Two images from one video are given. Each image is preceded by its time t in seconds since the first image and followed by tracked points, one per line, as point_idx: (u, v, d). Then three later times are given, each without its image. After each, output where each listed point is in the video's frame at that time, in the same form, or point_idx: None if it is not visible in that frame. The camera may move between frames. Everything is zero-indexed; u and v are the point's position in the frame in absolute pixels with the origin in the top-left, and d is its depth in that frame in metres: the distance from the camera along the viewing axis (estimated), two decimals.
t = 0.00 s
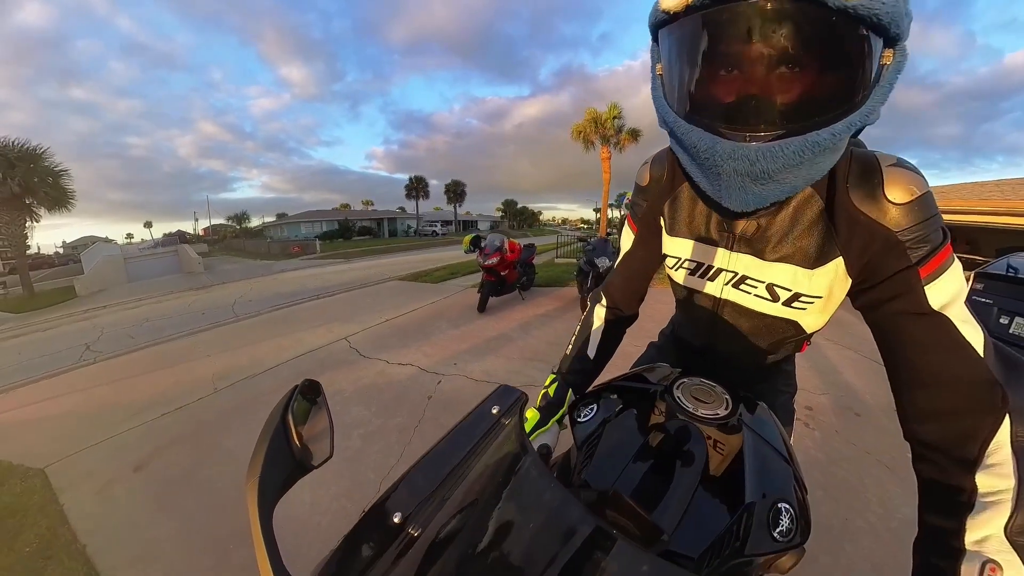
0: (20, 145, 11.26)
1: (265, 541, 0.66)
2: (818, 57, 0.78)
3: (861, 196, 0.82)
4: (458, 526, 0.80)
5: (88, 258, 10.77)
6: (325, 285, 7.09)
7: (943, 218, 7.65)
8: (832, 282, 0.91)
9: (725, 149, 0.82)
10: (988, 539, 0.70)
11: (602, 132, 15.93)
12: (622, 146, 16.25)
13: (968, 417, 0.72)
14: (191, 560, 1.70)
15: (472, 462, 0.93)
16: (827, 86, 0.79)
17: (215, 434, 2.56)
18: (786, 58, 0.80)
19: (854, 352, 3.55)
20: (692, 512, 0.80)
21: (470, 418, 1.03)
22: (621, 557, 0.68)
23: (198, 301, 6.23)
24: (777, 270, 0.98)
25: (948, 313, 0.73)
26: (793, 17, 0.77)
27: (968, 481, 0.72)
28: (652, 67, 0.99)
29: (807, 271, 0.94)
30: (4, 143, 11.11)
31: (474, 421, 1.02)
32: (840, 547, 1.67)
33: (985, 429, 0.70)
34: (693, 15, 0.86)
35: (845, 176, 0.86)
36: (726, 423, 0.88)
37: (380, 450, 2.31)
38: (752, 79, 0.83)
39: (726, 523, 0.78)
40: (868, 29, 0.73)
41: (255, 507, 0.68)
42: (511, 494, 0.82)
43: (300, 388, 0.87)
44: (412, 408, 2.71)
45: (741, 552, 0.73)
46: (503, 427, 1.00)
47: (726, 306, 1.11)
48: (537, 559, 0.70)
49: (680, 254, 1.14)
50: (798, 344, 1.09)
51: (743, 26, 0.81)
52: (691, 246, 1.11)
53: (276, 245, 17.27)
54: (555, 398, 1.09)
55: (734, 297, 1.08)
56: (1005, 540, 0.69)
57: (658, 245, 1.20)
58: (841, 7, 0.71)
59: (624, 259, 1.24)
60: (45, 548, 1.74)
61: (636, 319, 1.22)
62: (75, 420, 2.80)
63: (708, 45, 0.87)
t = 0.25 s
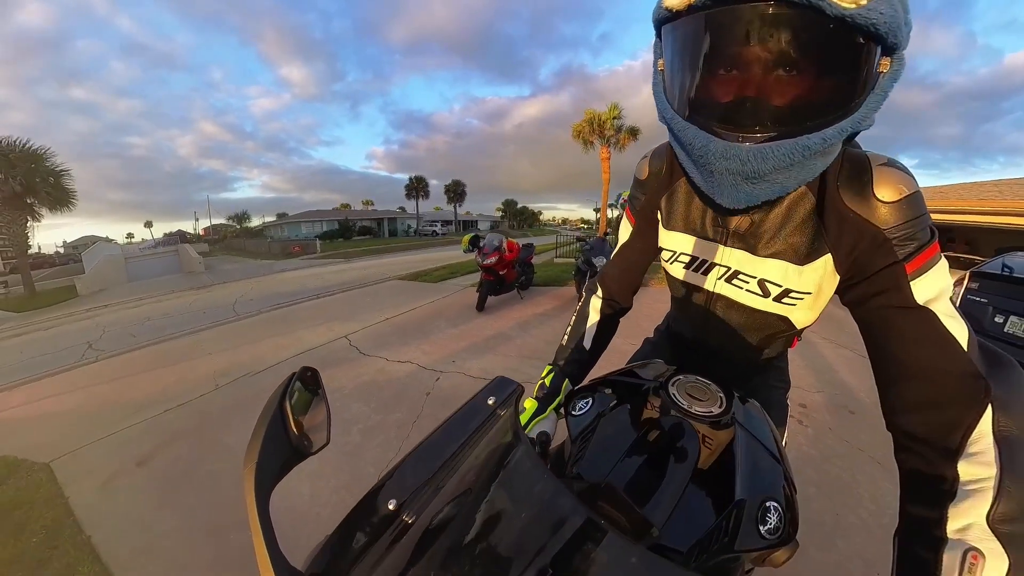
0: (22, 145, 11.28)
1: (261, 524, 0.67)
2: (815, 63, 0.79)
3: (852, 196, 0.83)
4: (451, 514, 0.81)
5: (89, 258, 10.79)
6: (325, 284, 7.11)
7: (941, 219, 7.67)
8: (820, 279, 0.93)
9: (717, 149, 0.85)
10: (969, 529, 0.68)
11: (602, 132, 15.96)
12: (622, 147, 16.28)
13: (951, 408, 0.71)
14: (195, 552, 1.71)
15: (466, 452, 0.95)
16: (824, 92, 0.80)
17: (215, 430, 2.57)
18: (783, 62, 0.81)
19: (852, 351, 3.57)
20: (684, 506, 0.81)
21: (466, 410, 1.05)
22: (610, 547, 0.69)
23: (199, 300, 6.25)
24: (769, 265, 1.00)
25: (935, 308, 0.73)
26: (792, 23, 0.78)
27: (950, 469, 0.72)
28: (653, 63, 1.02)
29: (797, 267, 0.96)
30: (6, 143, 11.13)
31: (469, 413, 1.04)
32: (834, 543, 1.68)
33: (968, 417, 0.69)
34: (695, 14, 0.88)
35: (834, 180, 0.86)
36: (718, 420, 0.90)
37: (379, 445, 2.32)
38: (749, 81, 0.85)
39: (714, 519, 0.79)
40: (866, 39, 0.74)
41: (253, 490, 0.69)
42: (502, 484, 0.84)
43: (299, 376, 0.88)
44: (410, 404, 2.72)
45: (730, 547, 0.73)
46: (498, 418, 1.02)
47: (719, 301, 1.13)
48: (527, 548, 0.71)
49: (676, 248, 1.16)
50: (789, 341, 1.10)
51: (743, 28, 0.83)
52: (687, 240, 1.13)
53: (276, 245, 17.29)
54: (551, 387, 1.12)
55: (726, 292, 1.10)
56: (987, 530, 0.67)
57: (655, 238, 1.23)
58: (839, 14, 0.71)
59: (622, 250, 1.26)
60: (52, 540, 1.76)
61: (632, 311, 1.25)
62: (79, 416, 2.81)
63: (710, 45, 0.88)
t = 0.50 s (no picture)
0: (23, 144, 11.29)
1: (255, 511, 0.68)
2: (806, 61, 0.80)
3: (841, 190, 0.86)
4: (443, 504, 0.83)
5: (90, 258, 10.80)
6: (325, 284, 7.13)
7: (939, 219, 7.67)
8: (816, 268, 0.96)
9: (714, 139, 0.88)
10: (929, 484, 0.72)
11: (601, 133, 15.96)
12: (621, 147, 16.27)
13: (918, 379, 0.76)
14: (195, 540, 1.73)
15: (459, 443, 0.96)
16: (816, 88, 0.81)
17: (215, 425, 2.58)
18: (776, 61, 0.82)
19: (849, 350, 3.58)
20: (674, 500, 0.83)
21: (460, 402, 1.06)
22: (596, 541, 0.69)
23: (198, 299, 6.26)
24: (767, 257, 1.03)
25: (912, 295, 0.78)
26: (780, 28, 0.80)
27: (914, 433, 0.76)
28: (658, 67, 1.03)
29: (793, 258, 0.99)
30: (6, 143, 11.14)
31: (463, 405, 1.05)
32: (827, 537, 1.70)
33: (932, 388, 0.75)
34: (696, 21, 0.89)
35: (827, 173, 0.89)
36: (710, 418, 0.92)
37: (375, 439, 2.33)
38: (745, 79, 0.86)
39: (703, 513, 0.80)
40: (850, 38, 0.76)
41: (246, 479, 0.70)
42: (492, 475, 0.84)
43: (292, 366, 0.89)
44: (407, 400, 2.73)
45: (717, 541, 0.74)
46: (493, 410, 1.03)
47: (717, 293, 1.15)
48: (515, 538, 0.73)
49: (677, 241, 1.18)
50: (783, 333, 1.13)
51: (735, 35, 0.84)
52: (688, 233, 1.16)
53: (276, 245, 17.30)
54: (545, 383, 1.13)
55: (724, 285, 1.12)
56: (945, 486, 0.70)
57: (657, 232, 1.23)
58: (820, 16, 0.74)
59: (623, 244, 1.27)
60: (56, 529, 1.78)
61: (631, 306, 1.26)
62: (81, 411, 2.83)
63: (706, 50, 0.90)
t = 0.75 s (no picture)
0: (22, 144, 11.29)
1: (251, 505, 0.69)
2: (797, 60, 0.81)
3: (834, 187, 0.88)
4: (438, 500, 0.83)
5: (89, 257, 10.80)
6: (323, 283, 7.13)
7: (939, 220, 7.65)
8: (809, 263, 0.96)
9: (706, 136, 0.88)
10: (907, 457, 0.77)
11: (601, 132, 15.93)
12: (620, 146, 16.24)
13: (901, 365, 0.80)
14: (189, 537, 1.74)
15: (455, 440, 0.96)
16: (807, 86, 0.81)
17: (211, 424, 2.59)
18: (766, 61, 0.83)
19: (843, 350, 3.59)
20: (669, 498, 0.83)
21: (456, 397, 1.07)
22: (589, 537, 0.70)
23: (196, 299, 6.25)
24: (761, 253, 1.03)
25: (900, 287, 0.81)
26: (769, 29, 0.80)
27: (894, 412, 0.80)
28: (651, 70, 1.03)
29: (787, 254, 0.99)
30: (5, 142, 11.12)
31: (459, 401, 1.06)
32: (816, 534, 1.72)
33: (913, 372, 0.79)
34: (690, 24, 0.89)
35: (820, 171, 0.91)
36: (704, 416, 0.92)
37: (369, 438, 2.34)
38: (737, 78, 0.87)
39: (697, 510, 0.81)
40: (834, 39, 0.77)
41: (243, 472, 0.71)
42: (486, 470, 0.85)
43: (286, 362, 0.90)
44: (402, 399, 2.74)
45: (710, 538, 0.75)
46: (488, 406, 1.04)
47: (713, 291, 1.15)
48: (509, 533, 0.73)
49: (674, 240, 1.19)
50: (778, 329, 1.12)
51: (725, 37, 0.85)
52: (683, 232, 1.16)
53: (275, 245, 17.29)
54: (543, 383, 1.14)
55: (719, 282, 1.13)
56: (921, 459, 0.76)
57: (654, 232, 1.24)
58: (807, 18, 0.75)
59: (619, 243, 1.27)
60: (53, 525, 1.79)
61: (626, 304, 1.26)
62: (78, 410, 2.84)
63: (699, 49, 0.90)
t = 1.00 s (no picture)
0: (21, 144, 11.28)
1: (248, 515, 0.68)
2: (765, 67, 0.79)
3: (817, 186, 0.88)
4: (439, 506, 0.82)
5: (88, 257, 10.80)
6: (321, 284, 7.11)
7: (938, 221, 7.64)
8: (797, 260, 0.96)
9: (679, 145, 0.90)
10: (891, 442, 0.77)
11: (601, 132, 15.91)
12: (620, 147, 16.24)
13: (884, 351, 0.80)
14: (179, 541, 1.73)
15: (454, 444, 0.96)
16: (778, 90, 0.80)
17: (205, 425, 2.59)
18: (735, 69, 0.81)
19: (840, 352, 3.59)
20: (669, 498, 0.83)
21: (456, 401, 1.07)
22: (591, 541, 0.69)
23: (194, 299, 6.24)
24: (752, 252, 1.03)
25: (882, 280, 0.81)
26: (733, 40, 0.79)
27: (878, 399, 0.81)
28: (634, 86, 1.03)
29: (776, 252, 0.99)
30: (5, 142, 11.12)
31: (459, 404, 1.06)
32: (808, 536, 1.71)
33: (896, 359, 0.80)
34: (664, 43, 0.89)
35: (804, 170, 0.92)
36: (702, 416, 0.92)
37: (361, 440, 2.33)
38: (708, 90, 0.85)
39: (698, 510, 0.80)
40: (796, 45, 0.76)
41: (241, 480, 0.70)
42: (487, 475, 0.84)
43: (285, 368, 0.89)
44: (395, 402, 2.74)
45: (713, 539, 0.75)
46: (488, 410, 1.04)
47: (706, 292, 1.15)
48: (511, 538, 0.72)
49: (666, 243, 1.18)
50: (773, 327, 1.12)
51: (692, 50, 0.84)
52: (675, 235, 1.16)
53: (275, 245, 17.29)
54: (543, 387, 1.13)
55: (713, 283, 1.12)
56: (906, 442, 0.75)
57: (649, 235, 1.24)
58: (766, 29, 0.75)
59: (615, 248, 1.27)
60: (43, 529, 1.78)
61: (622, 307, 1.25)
62: (72, 412, 2.83)
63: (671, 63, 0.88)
